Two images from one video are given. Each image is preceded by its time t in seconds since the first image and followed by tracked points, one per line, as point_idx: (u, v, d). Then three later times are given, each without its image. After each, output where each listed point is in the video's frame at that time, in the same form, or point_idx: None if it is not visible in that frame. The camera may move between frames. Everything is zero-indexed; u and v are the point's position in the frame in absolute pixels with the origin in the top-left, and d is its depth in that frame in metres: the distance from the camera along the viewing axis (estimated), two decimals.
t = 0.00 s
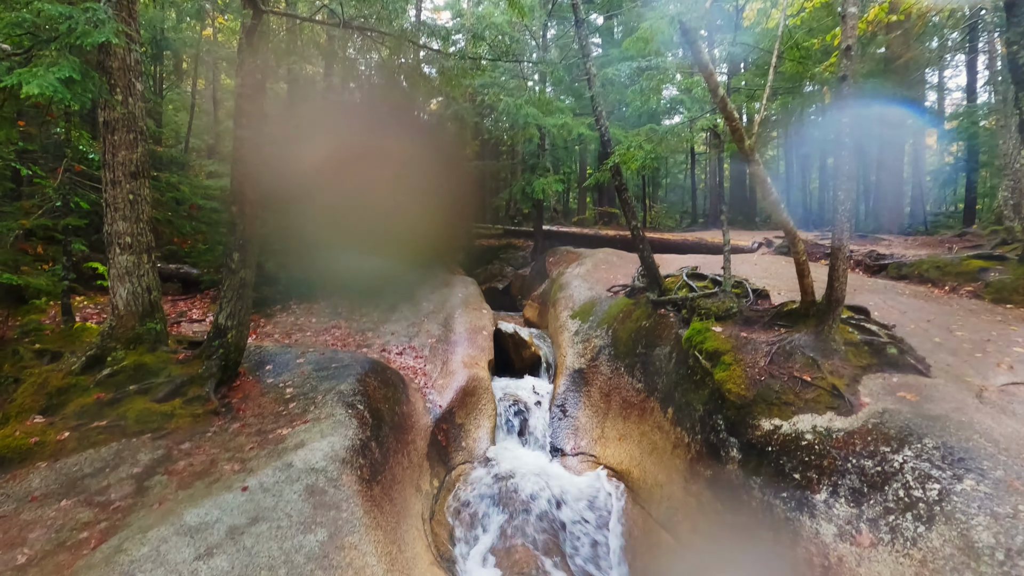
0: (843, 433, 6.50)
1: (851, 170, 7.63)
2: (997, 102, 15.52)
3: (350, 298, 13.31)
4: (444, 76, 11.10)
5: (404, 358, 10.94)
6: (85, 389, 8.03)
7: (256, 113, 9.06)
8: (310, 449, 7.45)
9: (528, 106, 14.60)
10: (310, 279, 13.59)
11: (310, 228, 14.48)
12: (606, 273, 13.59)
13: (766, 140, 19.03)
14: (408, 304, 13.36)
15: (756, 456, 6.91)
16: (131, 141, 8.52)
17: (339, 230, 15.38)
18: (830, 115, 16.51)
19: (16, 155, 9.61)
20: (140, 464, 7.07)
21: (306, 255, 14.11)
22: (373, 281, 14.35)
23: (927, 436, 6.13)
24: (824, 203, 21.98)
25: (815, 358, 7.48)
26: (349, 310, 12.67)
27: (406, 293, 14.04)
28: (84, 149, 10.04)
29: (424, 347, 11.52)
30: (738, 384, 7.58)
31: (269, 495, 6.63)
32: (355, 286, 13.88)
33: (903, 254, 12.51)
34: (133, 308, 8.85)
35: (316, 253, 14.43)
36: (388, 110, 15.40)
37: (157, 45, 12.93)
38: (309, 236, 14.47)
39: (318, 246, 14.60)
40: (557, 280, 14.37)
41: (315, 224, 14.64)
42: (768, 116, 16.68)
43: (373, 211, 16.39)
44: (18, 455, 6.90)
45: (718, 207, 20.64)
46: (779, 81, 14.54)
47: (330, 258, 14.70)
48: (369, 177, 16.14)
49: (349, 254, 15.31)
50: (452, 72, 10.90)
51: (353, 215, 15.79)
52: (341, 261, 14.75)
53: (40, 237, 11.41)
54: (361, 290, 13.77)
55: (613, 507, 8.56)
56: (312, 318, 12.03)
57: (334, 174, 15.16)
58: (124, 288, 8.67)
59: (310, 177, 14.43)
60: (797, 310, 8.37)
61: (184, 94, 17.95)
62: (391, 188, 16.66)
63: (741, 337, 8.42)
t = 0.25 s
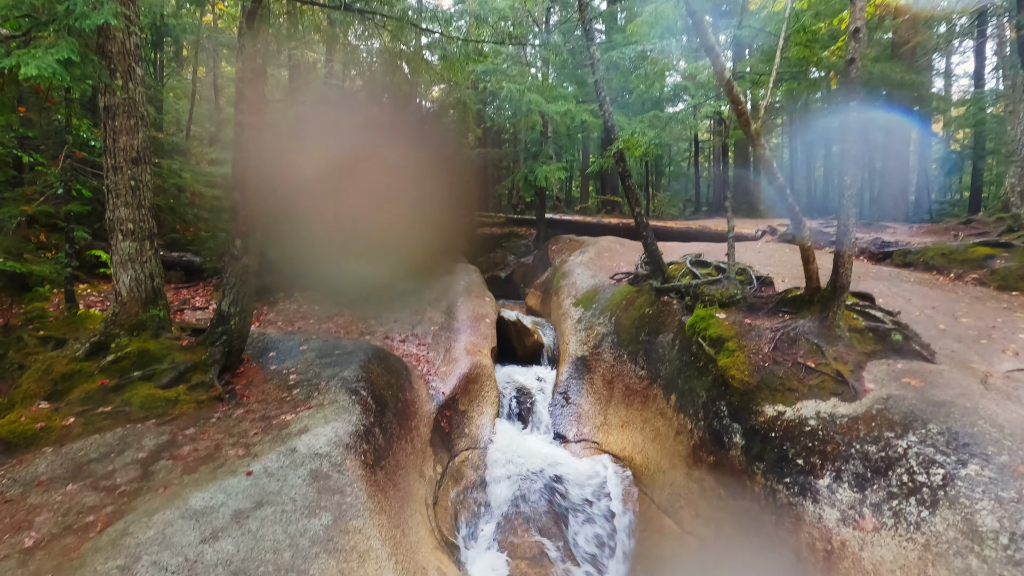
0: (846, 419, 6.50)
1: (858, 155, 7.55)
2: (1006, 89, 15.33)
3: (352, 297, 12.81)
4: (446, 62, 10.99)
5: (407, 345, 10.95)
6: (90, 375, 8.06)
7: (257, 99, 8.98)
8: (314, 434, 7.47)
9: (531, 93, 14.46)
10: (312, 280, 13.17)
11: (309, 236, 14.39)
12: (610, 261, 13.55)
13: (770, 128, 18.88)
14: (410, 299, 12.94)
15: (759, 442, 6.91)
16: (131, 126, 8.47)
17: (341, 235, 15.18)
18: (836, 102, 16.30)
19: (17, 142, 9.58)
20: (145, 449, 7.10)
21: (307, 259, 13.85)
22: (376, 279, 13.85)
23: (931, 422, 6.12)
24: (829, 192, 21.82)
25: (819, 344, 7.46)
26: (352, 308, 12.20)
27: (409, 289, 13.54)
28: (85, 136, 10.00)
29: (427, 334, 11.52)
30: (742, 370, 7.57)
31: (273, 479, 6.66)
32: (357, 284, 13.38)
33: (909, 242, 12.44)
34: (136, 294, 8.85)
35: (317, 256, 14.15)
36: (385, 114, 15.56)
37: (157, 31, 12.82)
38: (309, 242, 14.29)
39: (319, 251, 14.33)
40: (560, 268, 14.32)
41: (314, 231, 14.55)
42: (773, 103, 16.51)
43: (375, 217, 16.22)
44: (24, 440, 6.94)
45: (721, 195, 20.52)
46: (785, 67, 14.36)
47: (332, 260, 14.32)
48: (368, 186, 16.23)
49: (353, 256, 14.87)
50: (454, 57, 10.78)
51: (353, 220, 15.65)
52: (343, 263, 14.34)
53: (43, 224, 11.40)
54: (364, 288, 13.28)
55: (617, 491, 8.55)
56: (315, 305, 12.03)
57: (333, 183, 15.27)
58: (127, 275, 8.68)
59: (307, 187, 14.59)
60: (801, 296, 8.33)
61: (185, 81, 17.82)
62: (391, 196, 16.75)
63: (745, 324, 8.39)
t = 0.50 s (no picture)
0: (850, 403, 6.51)
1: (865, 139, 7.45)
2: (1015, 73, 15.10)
3: (352, 293, 12.24)
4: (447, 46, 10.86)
5: (410, 331, 10.94)
6: (93, 360, 8.09)
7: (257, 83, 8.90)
8: (317, 418, 7.50)
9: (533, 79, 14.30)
10: (311, 277, 12.61)
11: (309, 236, 14.00)
12: (612, 247, 13.49)
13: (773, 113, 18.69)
14: (411, 294, 12.43)
15: (762, 426, 6.91)
16: (131, 111, 8.41)
17: (343, 234, 14.70)
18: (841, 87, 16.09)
19: (17, 128, 9.54)
20: (149, 433, 7.14)
21: (306, 257, 13.36)
22: (378, 276, 13.24)
23: (935, 406, 6.10)
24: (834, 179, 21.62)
25: (823, 329, 7.44)
26: (352, 305, 11.61)
27: (412, 284, 12.96)
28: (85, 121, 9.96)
29: (429, 320, 11.51)
30: (745, 355, 7.56)
31: (277, 462, 6.69)
32: (359, 278, 12.93)
33: (914, 228, 12.34)
34: (139, 280, 8.85)
35: (317, 254, 13.64)
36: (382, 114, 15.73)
37: (156, 15, 12.69)
38: (309, 242, 13.86)
39: (319, 249, 13.84)
40: (562, 255, 14.24)
41: (314, 232, 14.18)
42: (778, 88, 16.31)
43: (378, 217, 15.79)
44: (30, 424, 6.97)
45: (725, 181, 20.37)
46: (792, 50, 14.16)
47: (333, 258, 13.76)
48: (369, 189, 16.04)
49: (356, 253, 14.24)
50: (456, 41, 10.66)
51: (355, 220, 15.25)
52: (345, 260, 13.74)
53: (45, 211, 11.36)
54: (366, 284, 12.71)
55: (621, 478, 8.53)
56: (317, 292, 12.02)
57: (332, 185, 15.17)
58: (129, 261, 8.67)
59: (307, 189, 14.51)
60: (806, 281, 8.29)
61: (185, 67, 17.68)
62: (392, 198, 16.50)
63: (748, 309, 8.36)
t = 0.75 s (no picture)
0: (852, 386, 6.52)
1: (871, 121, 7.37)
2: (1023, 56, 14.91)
3: (351, 288, 11.75)
4: (448, 28, 10.71)
5: (411, 316, 10.93)
6: (95, 344, 8.09)
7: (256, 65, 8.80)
8: (319, 402, 7.52)
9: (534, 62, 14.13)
10: (310, 273, 12.15)
11: (308, 234, 13.66)
12: (614, 233, 13.43)
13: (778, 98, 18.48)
14: (412, 288, 12.01)
15: (764, 409, 6.92)
16: (130, 93, 8.33)
17: (344, 234, 14.33)
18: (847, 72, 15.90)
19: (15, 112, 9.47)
20: (152, 416, 7.16)
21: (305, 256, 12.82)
22: (379, 271, 12.76)
23: (938, 388, 6.12)
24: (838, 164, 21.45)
25: (826, 313, 7.41)
26: (352, 300, 11.13)
27: (413, 278, 12.49)
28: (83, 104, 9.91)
29: (431, 305, 11.49)
30: (747, 339, 7.55)
31: (279, 445, 6.73)
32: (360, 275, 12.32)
33: (918, 213, 12.25)
34: (139, 264, 8.83)
35: (317, 250, 13.22)
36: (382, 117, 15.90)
37: None
38: (308, 240, 13.49)
39: (319, 246, 13.43)
40: (564, 240, 14.18)
41: (313, 231, 13.85)
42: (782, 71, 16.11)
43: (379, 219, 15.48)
44: (33, 408, 6.97)
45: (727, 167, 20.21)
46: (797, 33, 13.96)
47: (333, 254, 13.30)
48: (369, 195, 15.92)
49: (356, 249, 13.76)
50: (457, 23, 10.50)
51: (356, 220, 14.97)
52: (345, 256, 13.27)
53: (44, 195, 11.28)
54: (366, 280, 12.23)
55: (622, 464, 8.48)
56: (318, 278, 11.98)
57: (333, 189, 15.10)
58: (129, 245, 8.65)
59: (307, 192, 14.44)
60: (809, 266, 8.25)
61: (182, 50, 17.50)
62: (393, 203, 16.34)
63: (751, 293, 8.33)
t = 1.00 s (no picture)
0: (853, 368, 6.52)
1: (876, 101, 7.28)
2: None
3: (350, 281, 11.26)
4: (448, 8, 10.54)
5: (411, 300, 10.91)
6: (95, 327, 8.08)
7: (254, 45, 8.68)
8: (319, 384, 7.55)
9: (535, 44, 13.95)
10: (309, 267, 11.73)
11: (311, 233, 13.37)
12: (614, 217, 13.36)
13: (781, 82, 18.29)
14: (413, 287, 11.34)
15: (764, 392, 6.92)
16: (126, 73, 8.21)
17: (349, 231, 13.92)
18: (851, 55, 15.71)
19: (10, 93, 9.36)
20: (153, 399, 7.17)
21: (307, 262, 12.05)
22: (382, 265, 12.23)
23: (939, 370, 6.12)
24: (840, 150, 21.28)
25: (828, 296, 7.39)
26: (354, 295, 10.62)
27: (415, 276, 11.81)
28: (78, 85, 9.79)
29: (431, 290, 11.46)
30: (748, 322, 7.53)
31: (280, 427, 6.76)
32: (359, 277, 11.50)
33: (920, 197, 12.17)
34: (138, 247, 8.77)
35: (318, 245, 12.82)
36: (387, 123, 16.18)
37: None
38: (310, 237, 13.14)
39: (320, 242, 13.03)
40: (564, 225, 14.11)
41: (317, 230, 13.55)
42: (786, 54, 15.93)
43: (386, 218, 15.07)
44: (34, 390, 6.99)
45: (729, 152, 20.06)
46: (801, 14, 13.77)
47: (335, 249, 12.82)
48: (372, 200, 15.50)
49: (359, 251, 12.91)
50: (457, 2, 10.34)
51: (360, 220, 14.65)
52: (347, 251, 12.77)
53: (41, 179, 11.21)
54: (368, 274, 11.72)
55: (621, 449, 8.51)
56: (317, 263, 11.93)
57: (338, 195, 15.15)
58: (128, 228, 8.58)
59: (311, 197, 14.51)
60: (811, 249, 8.21)
61: (178, 32, 17.26)
62: (400, 205, 16.16)
63: (752, 276, 8.29)
